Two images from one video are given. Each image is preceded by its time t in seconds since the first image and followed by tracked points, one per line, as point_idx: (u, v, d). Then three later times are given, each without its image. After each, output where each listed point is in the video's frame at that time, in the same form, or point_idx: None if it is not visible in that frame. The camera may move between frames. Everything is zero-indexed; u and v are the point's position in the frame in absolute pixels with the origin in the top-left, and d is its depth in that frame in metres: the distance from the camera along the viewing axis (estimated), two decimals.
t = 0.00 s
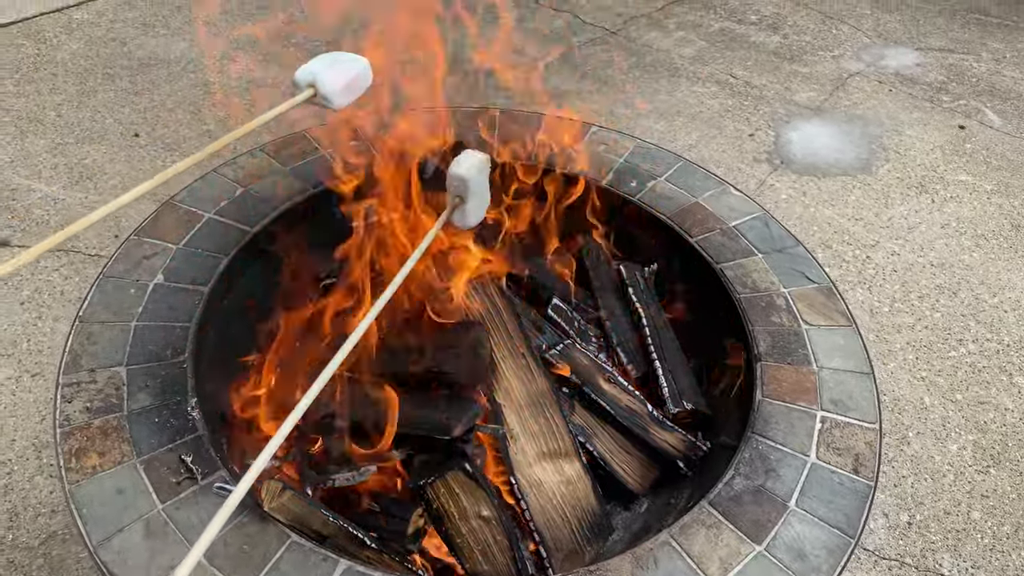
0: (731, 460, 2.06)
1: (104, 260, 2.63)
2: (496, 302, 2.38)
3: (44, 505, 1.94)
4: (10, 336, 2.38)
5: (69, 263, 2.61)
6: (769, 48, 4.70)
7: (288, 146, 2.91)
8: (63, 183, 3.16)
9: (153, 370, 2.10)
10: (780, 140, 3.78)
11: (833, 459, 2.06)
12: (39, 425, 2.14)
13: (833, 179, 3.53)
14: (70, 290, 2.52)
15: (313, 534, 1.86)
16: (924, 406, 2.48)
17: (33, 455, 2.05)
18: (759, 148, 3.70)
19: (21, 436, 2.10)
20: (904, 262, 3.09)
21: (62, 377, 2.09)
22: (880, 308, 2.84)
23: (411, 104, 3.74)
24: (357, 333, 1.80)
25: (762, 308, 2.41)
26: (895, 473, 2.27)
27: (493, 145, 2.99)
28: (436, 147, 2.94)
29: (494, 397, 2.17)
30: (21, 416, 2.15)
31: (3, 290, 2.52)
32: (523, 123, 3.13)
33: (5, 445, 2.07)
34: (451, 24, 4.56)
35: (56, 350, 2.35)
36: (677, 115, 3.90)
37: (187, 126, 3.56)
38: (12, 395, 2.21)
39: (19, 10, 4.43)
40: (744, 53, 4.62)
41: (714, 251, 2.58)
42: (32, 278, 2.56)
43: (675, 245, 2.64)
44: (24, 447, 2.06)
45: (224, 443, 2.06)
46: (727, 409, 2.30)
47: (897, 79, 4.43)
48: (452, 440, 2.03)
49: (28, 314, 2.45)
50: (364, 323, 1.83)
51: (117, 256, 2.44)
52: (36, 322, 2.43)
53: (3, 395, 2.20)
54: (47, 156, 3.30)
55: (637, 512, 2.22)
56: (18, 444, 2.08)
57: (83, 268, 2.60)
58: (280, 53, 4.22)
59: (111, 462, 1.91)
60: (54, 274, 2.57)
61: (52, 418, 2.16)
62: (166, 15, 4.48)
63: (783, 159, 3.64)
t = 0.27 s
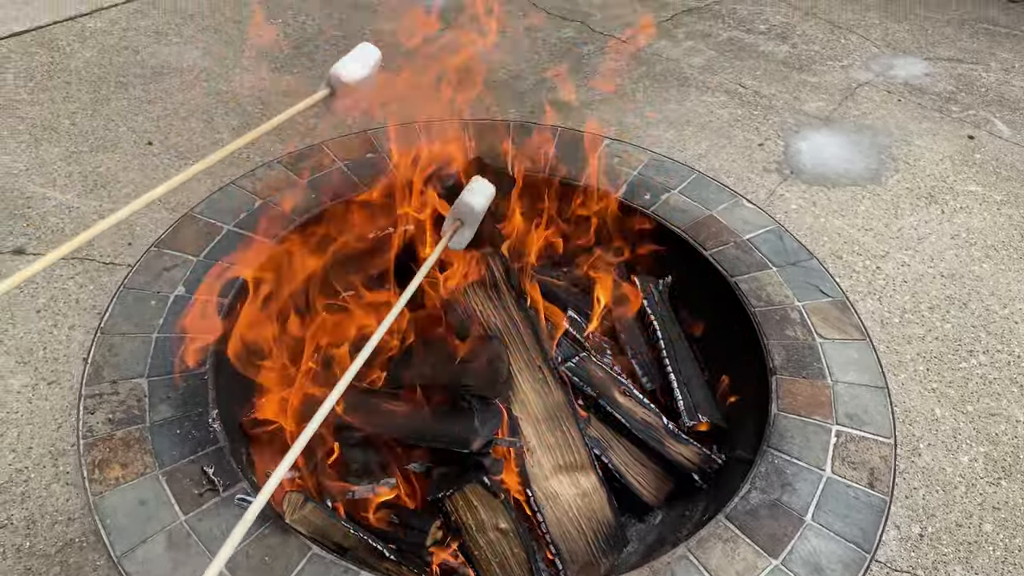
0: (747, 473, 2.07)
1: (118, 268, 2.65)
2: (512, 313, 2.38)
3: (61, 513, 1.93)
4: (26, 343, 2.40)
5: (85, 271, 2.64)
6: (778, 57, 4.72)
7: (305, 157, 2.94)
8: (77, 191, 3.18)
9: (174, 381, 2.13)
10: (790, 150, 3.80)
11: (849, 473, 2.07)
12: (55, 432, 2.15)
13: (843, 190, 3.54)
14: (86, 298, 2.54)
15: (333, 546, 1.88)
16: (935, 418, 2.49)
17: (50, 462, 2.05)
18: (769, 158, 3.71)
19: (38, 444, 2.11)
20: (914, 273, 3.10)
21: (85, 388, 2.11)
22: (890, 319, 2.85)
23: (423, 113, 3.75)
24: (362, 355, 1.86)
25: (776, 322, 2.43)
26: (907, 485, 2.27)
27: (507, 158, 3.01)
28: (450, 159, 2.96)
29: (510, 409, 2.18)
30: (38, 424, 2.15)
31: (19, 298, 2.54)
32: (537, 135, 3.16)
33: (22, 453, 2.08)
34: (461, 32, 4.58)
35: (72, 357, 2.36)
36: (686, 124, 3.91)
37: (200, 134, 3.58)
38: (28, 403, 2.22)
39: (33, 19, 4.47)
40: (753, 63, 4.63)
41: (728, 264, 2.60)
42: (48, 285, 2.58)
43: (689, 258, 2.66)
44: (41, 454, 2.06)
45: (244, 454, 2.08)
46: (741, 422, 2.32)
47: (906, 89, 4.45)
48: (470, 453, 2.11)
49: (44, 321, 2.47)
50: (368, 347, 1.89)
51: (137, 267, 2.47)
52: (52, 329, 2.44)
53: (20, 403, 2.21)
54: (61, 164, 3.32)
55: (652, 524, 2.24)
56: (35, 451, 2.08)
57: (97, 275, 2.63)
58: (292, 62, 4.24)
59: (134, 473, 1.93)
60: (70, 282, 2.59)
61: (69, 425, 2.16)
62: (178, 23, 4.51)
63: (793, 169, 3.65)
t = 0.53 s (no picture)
0: (761, 484, 2.07)
1: (130, 275, 2.67)
2: (525, 323, 2.40)
3: (73, 519, 1.95)
4: (39, 350, 2.41)
5: (96, 278, 2.65)
6: (787, 65, 4.72)
7: (318, 167, 2.96)
8: (89, 197, 3.19)
9: (190, 390, 2.14)
10: (800, 158, 3.80)
11: (862, 484, 2.07)
12: (67, 439, 2.16)
13: (853, 198, 3.54)
14: (98, 305, 2.55)
15: (349, 555, 1.89)
16: (946, 428, 2.49)
17: (62, 469, 2.07)
18: (779, 167, 3.71)
19: (50, 450, 2.12)
20: (925, 282, 3.09)
21: (101, 397, 2.12)
22: (901, 328, 2.85)
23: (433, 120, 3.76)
24: (379, 369, 1.88)
25: (790, 332, 2.43)
26: (920, 496, 2.27)
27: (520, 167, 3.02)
28: (463, 169, 2.97)
29: (524, 420, 2.19)
30: (51, 430, 2.17)
31: (31, 304, 2.55)
32: (550, 144, 3.17)
33: (35, 460, 2.09)
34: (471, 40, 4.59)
35: (84, 363, 2.37)
36: (696, 132, 3.91)
37: (211, 141, 3.59)
38: (41, 409, 2.23)
39: (45, 25, 4.49)
40: (762, 71, 4.63)
41: (741, 275, 2.61)
42: (60, 292, 2.60)
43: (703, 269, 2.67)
44: (54, 461, 2.08)
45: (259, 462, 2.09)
46: (755, 433, 2.32)
47: (915, 97, 4.45)
48: (485, 464, 2.03)
49: (56, 328, 2.48)
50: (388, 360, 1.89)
51: (152, 276, 2.48)
52: (64, 336, 2.46)
53: (33, 409, 2.23)
54: (73, 170, 3.33)
55: (664, 534, 2.24)
56: (48, 458, 2.10)
57: (109, 282, 2.64)
58: (302, 69, 4.25)
59: (150, 482, 1.94)
60: (81, 288, 2.61)
61: (80, 432, 2.18)
62: (189, 30, 4.53)
63: (802, 177, 3.65)
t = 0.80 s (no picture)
0: (765, 490, 2.07)
1: (136, 278, 2.68)
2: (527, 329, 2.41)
3: (78, 521, 1.96)
4: (45, 352, 2.42)
5: (102, 281, 2.67)
6: (793, 71, 4.72)
7: (324, 171, 2.97)
8: (95, 201, 3.20)
9: (195, 394, 2.15)
10: (805, 164, 3.80)
11: (867, 490, 2.07)
12: (73, 442, 2.17)
13: (858, 204, 3.54)
14: (104, 308, 2.57)
15: (353, 559, 1.89)
16: (951, 434, 2.48)
17: (68, 472, 2.08)
18: (784, 172, 3.71)
19: (56, 453, 2.13)
20: (930, 288, 3.09)
21: (107, 399, 2.13)
22: (906, 334, 2.85)
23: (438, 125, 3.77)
24: (343, 373, 1.90)
25: (794, 338, 2.43)
26: (925, 502, 2.26)
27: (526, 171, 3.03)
28: (470, 174, 2.99)
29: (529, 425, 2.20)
30: (57, 432, 2.18)
31: (38, 307, 2.57)
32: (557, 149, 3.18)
33: (41, 462, 2.10)
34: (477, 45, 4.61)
35: (90, 366, 2.38)
36: (701, 137, 3.92)
37: (217, 145, 3.60)
38: (47, 412, 2.24)
39: (54, 30, 4.52)
40: (768, 76, 4.64)
41: (746, 281, 2.61)
42: (67, 295, 2.61)
43: (708, 274, 2.68)
44: (60, 463, 2.09)
45: (264, 465, 2.10)
46: (759, 439, 2.32)
47: (921, 103, 4.45)
48: (489, 468, 2.02)
49: (62, 331, 2.49)
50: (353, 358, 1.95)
51: (158, 279, 2.49)
52: (70, 339, 2.47)
53: (39, 412, 2.24)
54: (80, 174, 3.34)
55: (668, 539, 2.24)
56: (53, 460, 2.11)
57: (116, 286, 2.66)
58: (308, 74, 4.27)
59: (156, 485, 1.95)
60: (88, 291, 2.62)
61: (86, 435, 2.19)
62: (196, 35, 4.55)
63: (807, 183, 3.65)
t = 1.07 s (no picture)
0: (768, 494, 2.08)
1: (142, 282, 2.70)
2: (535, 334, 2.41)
3: (84, 523, 1.97)
4: (51, 355, 2.44)
5: (108, 285, 2.68)
6: (796, 75, 4.73)
7: (329, 175, 2.99)
8: (101, 205, 3.22)
9: (201, 397, 2.16)
10: (808, 168, 3.80)
11: (869, 494, 2.07)
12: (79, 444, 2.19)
13: (862, 208, 3.54)
14: (110, 311, 2.58)
15: (357, 561, 1.88)
16: (955, 439, 2.49)
17: (73, 474, 2.09)
18: (787, 176, 3.72)
19: (61, 455, 2.15)
20: (934, 293, 3.10)
21: (113, 402, 2.15)
22: (910, 339, 2.85)
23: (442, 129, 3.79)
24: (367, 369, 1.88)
25: (797, 342, 2.44)
26: (927, 507, 2.27)
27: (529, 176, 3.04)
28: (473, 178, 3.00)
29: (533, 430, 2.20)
30: (62, 435, 2.20)
31: (44, 310, 2.58)
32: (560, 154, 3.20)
33: (47, 465, 2.12)
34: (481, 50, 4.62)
35: (96, 369, 2.39)
36: (704, 142, 3.93)
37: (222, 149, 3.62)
38: (53, 414, 2.26)
39: (61, 34, 4.55)
40: (771, 81, 4.65)
41: (749, 285, 2.62)
42: (73, 298, 2.63)
43: (711, 278, 2.68)
44: (65, 465, 2.10)
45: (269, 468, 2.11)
46: (762, 443, 2.32)
47: (924, 108, 4.45)
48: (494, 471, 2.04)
49: (68, 333, 2.51)
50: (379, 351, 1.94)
51: (164, 282, 2.51)
52: (76, 341, 2.48)
53: (45, 414, 2.25)
54: (86, 178, 3.36)
55: (671, 542, 2.26)
56: (59, 463, 2.12)
57: (121, 289, 2.68)
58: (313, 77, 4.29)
59: (161, 487, 1.96)
60: (93, 295, 2.64)
61: (92, 437, 2.20)
62: (202, 39, 4.58)
63: (811, 188, 3.65)
